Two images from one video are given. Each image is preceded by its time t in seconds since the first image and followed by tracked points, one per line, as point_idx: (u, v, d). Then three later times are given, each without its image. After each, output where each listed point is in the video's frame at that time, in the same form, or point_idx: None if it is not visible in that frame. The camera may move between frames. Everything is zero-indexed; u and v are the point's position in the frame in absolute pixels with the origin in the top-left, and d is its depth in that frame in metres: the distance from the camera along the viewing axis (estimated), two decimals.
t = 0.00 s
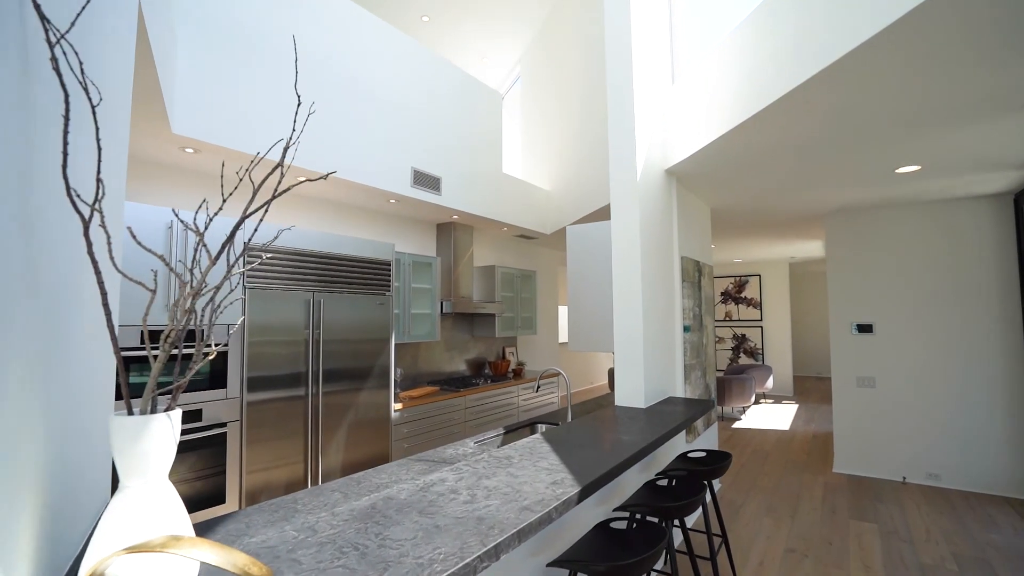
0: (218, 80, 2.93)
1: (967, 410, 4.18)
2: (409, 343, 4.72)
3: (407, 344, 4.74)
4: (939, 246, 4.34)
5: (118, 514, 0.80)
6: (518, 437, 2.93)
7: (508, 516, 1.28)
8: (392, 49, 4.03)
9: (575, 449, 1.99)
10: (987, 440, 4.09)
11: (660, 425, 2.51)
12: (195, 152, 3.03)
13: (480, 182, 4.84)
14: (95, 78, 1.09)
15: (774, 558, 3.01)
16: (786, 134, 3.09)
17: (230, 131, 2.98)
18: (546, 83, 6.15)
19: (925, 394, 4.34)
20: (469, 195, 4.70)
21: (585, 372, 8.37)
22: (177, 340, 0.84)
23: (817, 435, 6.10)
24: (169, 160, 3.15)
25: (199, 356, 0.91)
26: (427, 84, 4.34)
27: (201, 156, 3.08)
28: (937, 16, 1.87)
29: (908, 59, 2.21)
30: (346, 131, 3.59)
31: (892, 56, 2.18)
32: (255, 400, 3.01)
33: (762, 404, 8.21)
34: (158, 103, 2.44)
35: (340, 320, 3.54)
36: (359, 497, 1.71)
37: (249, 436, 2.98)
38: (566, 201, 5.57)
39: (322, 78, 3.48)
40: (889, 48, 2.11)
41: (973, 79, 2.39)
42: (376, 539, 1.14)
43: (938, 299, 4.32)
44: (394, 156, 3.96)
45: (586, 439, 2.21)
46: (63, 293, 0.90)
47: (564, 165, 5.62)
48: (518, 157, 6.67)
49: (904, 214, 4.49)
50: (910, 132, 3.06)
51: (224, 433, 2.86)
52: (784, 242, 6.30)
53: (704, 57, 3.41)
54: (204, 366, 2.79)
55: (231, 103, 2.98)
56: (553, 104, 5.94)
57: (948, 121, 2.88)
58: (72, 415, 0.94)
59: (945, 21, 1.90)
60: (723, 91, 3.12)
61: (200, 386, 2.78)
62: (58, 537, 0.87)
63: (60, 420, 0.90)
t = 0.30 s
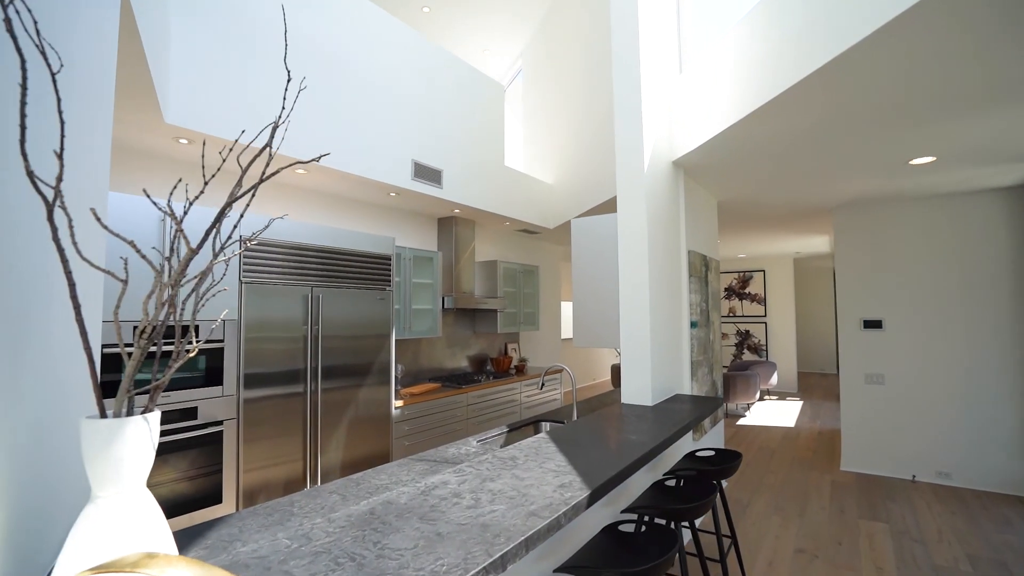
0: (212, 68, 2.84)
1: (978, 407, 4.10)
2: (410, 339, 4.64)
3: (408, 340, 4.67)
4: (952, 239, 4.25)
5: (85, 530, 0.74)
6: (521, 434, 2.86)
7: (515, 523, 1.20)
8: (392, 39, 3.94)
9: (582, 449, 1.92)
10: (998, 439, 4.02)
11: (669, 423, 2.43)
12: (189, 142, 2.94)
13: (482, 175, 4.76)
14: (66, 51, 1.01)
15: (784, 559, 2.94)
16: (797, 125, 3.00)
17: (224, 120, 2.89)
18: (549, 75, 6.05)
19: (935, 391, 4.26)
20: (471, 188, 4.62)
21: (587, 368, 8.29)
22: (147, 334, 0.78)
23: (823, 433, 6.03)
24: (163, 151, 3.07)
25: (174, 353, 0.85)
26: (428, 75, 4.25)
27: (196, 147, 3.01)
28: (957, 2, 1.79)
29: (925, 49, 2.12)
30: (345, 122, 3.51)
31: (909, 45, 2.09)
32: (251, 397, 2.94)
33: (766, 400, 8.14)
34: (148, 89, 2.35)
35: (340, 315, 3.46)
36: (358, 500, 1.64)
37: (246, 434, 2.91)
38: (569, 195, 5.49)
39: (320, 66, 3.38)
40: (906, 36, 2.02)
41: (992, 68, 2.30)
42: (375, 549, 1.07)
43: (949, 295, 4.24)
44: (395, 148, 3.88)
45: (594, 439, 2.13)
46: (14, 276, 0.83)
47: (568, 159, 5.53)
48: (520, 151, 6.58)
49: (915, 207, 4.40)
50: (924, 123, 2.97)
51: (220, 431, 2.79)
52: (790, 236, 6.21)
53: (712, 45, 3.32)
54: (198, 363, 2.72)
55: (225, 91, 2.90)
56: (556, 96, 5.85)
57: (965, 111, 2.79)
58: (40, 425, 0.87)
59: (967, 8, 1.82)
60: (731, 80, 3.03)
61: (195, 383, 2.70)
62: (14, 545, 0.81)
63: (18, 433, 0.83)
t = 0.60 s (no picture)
0: (207, 56, 2.76)
1: (990, 405, 4.03)
2: (412, 335, 4.58)
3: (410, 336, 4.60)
4: (964, 234, 4.16)
5: (62, 550, 0.67)
6: (526, 432, 2.80)
7: (524, 530, 1.14)
8: (393, 29, 3.86)
9: (591, 449, 1.85)
10: (1011, 437, 3.94)
11: (678, 422, 2.36)
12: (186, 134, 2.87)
13: (485, 169, 4.69)
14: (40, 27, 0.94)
15: (795, 560, 2.88)
16: (809, 117, 2.93)
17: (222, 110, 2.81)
18: (553, 67, 5.97)
19: (946, 388, 4.19)
20: (473, 182, 4.55)
21: (590, 365, 8.23)
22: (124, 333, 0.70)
23: (829, 430, 5.96)
24: (160, 143, 3.00)
25: (160, 351, 0.77)
26: (429, 67, 4.17)
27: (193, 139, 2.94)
28: None
29: (946, 35, 2.04)
30: (345, 113, 3.43)
31: (929, 32, 2.01)
32: (250, 394, 2.87)
33: (771, 397, 8.07)
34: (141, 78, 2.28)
35: (341, 311, 3.40)
36: (359, 503, 1.58)
37: (245, 432, 2.85)
38: (573, 189, 5.41)
39: (319, 56, 3.30)
40: (928, 22, 1.94)
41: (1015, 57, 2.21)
42: (376, 559, 1.00)
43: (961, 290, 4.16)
44: (396, 140, 3.81)
45: (602, 438, 2.06)
46: None
47: (572, 152, 5.45)
48: (523, 144, 6.50)
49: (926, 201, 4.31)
50: (940, 115, 2.89)
51: (219, 429, 2.73)
52: (797, 230, 6.13)
53: (721, 34, 3.24)
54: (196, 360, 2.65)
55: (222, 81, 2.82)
56: (560, 89, 5.78)
57: (983, 102, 2.70)
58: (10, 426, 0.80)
59: None
60: (741, 70, 2.95)
61: (194, 380, 2.64)
62: None
63: None
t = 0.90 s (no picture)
0: (201, 41, 2.67)
1: (1005, 402, 3.93)
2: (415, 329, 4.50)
3: (412, 331, 4.52)
4: (980, 226, 4.05)
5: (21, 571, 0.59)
6: (532, 430, 2.72)
7: (535, 537, 1.05)
8: (394, 16, 3.75)
9: (601, 449, 1.76)
10: None
11: (689, 420, 2.28)
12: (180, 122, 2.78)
13: (489, 160, 4.59)
14: None
15: (807, 561, 2.80)
16: (825, 105, 2.83)
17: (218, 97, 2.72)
18: (558, 56, 5.86)
19: (960, 385, 4.10)
20: (477, 174, 4.45)
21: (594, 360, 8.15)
22: (86, 324, 0.61)
23: (837, 426, 5.88)
24: (155, 132, 2.92)
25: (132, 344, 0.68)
26: (432, 55, 4.07)
27: (189, 127, 2.85)
28: None
29: (976, 14, 1.93)
30: (345, 102, 3.34)
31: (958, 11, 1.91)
32: (248, 390, 2.80)
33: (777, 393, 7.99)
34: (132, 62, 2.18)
35: (341, 305, 3.32)
36: (359, 506, 1.50)
37: (242, 429, 2.77)
38: (578, 181, 5.32)
39: (318, 42, 3.21)
40: None
41: None
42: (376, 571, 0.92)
43: (975, 285, 4.05)
44: (397, 130, 3.71)
45: (613, 437, 1.97)
46: None
47: (577, 144, 5.35)
48: (526, 136, 6.40)
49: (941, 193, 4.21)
50: (961, 103, 2.79)
51: (215, 426, 2.65)
52: (806, 224, 6.02)
53: (733, 18, 3.14)
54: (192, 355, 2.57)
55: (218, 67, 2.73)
56: (566, 79, 5.67)
57: (1007, 87, 2.60)
58: None
59: None
60: (754, 55, 2.85)
61: (189, 376, 2.56)
62: None
63: None
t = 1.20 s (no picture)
0: (194, 24, 2.57)
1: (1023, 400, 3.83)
2: (416, 324, 4.41)
3: (414, 326, 4.43)
4: (999, 219, 3.94)
5: None
6: (538, 428, 2.63)
7: (548, 553, 0.96)
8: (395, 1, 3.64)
9: (612, 451, 1.67)
10: None
11: (703, 419, 2.18)
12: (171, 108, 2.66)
13: (492, 151, 4.49)
14: None
15: (822, 563, 2.71)
16: (843, 91, 2.71)
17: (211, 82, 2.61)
18: (563, 46, 5.73)
19: (975, 382, 4.00)
20: (480, 165, 4.35)
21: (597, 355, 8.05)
22: (22, 320, 0.52)
23: (845, 422, 5.79)
24: (148, 120, 2.82)
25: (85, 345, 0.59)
26: (433, 43, 3.95)
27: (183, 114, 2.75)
28: None
29: None
30: (344, 90, 3.24)
31: None
32: (244, 387, 2.71)
33: (783, 388, 7.89)
34: (118, 45, 2.08)
35: (340, 299, 3.22)
36: (357, 514, 1.41)
37: (239, 427, 2.69)
38: (583, 173, 5.21)
39: (317, 27, 3.10)
40: None
41: None
42: None
43: (992, 279, 3.94)
44: (398, 119, 3.60)
45: (624, 437, 1.88)
46: None
47: (582, 135, 5.23)
48: (530, 127, 6.27)
49: (957, 184, 4.09)
50: (986, 89, 2.67)
51: (210, 424, 2.57)
52: (815, 216, 5.91)
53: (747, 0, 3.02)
54: (184, 351, 2.48)
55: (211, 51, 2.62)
56: (571, 69, 5.55)
57: None
58: None
59: None
60: (768, 38, 2.73)
61: (182, 373, 2.47)
62: None
63: None
